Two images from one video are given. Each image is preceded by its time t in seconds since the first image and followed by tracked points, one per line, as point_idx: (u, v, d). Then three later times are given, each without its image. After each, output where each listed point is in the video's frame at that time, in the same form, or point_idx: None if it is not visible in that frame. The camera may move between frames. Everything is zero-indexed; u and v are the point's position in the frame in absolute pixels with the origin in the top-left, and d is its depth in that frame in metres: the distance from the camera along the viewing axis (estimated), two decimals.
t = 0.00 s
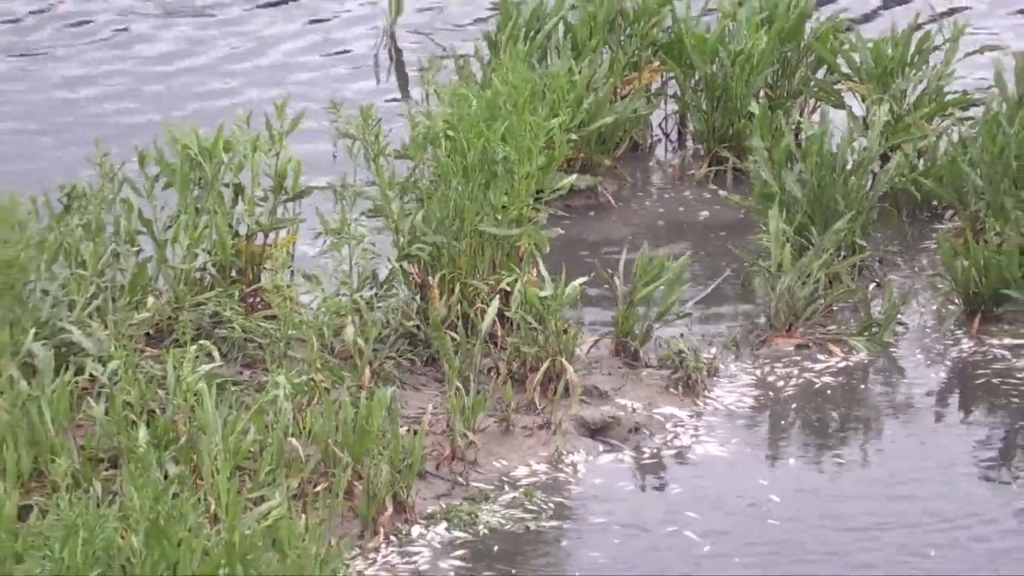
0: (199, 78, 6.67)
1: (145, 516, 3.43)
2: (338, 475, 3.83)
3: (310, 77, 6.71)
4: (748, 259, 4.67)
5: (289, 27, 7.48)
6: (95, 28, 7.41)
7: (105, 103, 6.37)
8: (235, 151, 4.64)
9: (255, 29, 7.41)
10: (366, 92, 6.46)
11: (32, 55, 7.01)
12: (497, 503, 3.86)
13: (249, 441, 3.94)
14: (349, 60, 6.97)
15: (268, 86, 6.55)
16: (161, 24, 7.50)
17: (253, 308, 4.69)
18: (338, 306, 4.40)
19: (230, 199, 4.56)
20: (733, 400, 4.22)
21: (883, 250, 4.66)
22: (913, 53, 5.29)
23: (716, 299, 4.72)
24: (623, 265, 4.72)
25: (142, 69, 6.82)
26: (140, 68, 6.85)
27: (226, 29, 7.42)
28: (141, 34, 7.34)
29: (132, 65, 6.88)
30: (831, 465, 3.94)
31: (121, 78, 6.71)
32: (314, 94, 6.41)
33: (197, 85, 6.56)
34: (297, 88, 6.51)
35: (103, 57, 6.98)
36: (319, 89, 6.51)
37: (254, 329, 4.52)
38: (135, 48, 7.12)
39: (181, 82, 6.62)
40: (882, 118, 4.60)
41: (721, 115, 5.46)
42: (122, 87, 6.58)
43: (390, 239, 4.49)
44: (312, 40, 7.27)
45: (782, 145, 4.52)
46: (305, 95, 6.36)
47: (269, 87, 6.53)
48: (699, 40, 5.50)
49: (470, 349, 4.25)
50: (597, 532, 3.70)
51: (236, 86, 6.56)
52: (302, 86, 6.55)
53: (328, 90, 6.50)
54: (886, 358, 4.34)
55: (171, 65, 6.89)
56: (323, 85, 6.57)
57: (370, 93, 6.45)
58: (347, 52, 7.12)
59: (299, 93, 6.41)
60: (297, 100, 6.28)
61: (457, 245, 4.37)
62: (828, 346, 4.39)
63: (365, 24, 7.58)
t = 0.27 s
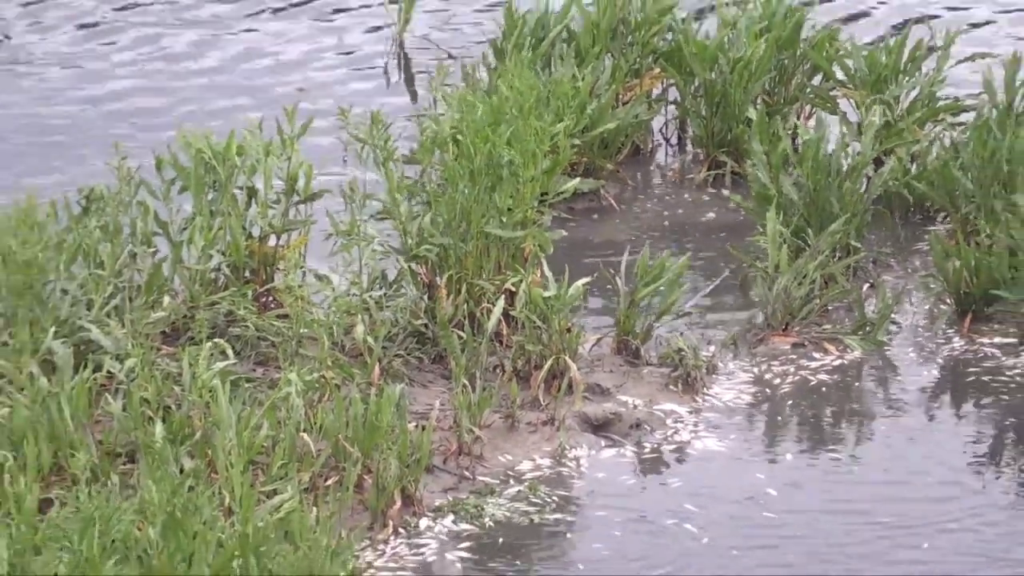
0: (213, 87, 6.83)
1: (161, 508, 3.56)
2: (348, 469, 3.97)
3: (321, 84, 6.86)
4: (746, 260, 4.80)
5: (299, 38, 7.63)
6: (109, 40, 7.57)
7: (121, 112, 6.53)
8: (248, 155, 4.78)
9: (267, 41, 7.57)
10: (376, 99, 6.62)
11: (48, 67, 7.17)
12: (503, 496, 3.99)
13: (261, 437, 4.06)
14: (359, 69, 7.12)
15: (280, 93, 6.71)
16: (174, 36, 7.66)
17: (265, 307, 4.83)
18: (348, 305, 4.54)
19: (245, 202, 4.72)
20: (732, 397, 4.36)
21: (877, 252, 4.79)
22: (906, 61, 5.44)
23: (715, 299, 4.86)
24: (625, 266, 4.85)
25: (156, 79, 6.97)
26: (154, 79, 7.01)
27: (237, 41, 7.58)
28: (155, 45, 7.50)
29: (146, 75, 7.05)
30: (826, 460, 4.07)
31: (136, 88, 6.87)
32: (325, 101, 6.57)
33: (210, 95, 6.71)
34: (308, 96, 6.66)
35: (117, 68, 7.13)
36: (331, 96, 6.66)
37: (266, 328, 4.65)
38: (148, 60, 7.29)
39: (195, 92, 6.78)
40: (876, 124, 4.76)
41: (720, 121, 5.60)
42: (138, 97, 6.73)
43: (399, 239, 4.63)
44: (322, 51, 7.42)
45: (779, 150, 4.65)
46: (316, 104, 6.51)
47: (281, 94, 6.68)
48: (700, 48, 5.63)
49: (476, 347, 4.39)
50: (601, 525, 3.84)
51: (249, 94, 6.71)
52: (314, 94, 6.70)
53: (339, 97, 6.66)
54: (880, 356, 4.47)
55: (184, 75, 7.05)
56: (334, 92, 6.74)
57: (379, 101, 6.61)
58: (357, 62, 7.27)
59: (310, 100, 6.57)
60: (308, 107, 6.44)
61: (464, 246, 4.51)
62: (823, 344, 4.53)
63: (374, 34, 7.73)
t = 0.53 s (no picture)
0: (231, 94, 7.01)
1: (180, 499, 3.72)
2: (361, 463, 4.13)
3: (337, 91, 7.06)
4: (746, 261, 4.97)
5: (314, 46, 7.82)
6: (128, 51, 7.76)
7: (142, 118, 6.70)
8: (265, 159, 4.97)
9: (282, 50, 7.76)
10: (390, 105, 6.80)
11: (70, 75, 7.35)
12: (510, 489, 4.15)
13: (277, 432, 4.23)
14: (372, 77, 7.30)
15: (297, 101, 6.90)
16: (191, 46, 7.84)
17: (282, 306, 5.00)
18: (362, 304, 4.73)
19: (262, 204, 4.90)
20: (732, 394, 4.51)
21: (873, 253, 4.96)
22: (900, 68, 5.64)
23: (716, 299, 5.02)
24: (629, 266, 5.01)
25: (175, 86, 7.15)
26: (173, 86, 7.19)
27: (253, 50, 7.76)
28: (174, 55, 7.68)
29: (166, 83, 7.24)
30: (821, 454, 4.22)
31: (156, 96, 7.05)
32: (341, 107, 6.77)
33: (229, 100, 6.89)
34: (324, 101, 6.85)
35: (137, 77, 7.31)
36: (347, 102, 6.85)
37: (283, 326, 4.82)
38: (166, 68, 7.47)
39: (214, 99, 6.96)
40: (871, 130, 4.94)
41: (720, 127, 5.75)
42: (158, 103, 6.91)
43: (411, 240, 4.82)
44: (336, 58, 7.60)
45: (777, 156, 4.84)
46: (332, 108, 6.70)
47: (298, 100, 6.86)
48: (702, 57, 5.80)
49: (485, 344, 4.57)
50: (606, 517, 3.99)
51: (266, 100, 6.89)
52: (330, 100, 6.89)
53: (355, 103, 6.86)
54: (875, 354, 4.63)
55: (203, 82, 7.23)
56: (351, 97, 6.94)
57: (393, 106, 6.80)
58: (371, 69, 7.45)
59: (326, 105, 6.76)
60: (325, 112, 6.63)
61: (473, 248, 4.69)
62: (820, 343, 4.68)
63: (386, 43, 7.92)
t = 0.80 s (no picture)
0: (251, 104, 7.20)
1: (205, 492, 3.91)
2: (379, 456, 4.29)
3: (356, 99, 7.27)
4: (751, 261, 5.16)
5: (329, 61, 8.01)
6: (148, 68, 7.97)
7: (165, 127, 6.91)
8: (286, 163, 5.15)
9: (299, 64, 7.95)
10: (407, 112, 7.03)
11: (93, 90, 7.54)
12: (523, 481, 4.32)
13: (298, 427, 4.38)
14: (391, 86, 7.53)
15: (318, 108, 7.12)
16: (210, 62, 8.04)
17: (303, 305, 5.18)
18: (379, 304, 4.90)
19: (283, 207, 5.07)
20: (737, 389, 4.68)
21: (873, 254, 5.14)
22: (900, 75, 5.84)
23: (722, 298, 5.20)
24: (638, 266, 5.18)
25: (197, 98, 7.35)
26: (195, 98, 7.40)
27: (272, 65, 7.98)
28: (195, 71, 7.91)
29: (188, 96, 7.46)
30: (824, 447, 4.38)
31: (179, 106, 7.26)
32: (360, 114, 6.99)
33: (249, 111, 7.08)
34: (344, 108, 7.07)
35: (159, 91, 7.53)
36: (366, 111, 7.08)
37: (303, 324, 4.99)
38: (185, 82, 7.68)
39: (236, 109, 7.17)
40: (871, 135, 5.13)
41: (726, 132, 5.92)
42: (180, 115, 7.10)
43: (427, 242, 5.00)
44: (352, 72, 7.79)
45: (782, 159, 5.04)
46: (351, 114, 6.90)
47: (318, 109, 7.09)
48: (709, 64, 5.95)
49: (499, 342, 4.74)
50: (617, 509, 4.15)
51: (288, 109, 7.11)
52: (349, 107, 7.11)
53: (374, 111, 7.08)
54: (875, 350, 4.80)
55: (223, 94, 7.44)
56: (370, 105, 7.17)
57: (410, 113, 7.01)
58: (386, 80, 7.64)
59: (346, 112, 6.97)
60: (344, 119, 6.84)
61: (487, 249, 4.87)
62: (823, 340, 4.85)
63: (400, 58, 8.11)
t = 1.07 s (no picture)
0: (271, 111, 7.37)
1: (230, 482, 4.03)
2: (397, 447, 4.43)
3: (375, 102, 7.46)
4: (759, 257, 5.31)
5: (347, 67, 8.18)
6: (168, 73, 8.14)
7: (188, 133, 7.08)
8: (308, 162, 5.31)
9: (317, 70, 8.12)
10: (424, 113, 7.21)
11: (117, 95, 7.72)
12: (538, 471, 4.47)
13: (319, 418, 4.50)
14: (408, 89, 7.71)
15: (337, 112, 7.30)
16: (230, 68, 8.21)
17: (324, 300, 5.33)
18: (398, 299, 5.05)
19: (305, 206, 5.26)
20: (746, 381, 4.82)
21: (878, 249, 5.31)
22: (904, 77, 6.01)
23: (731, 294, 5.35)
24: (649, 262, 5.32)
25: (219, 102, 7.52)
26: (216, 104, 7.57)
27: (291, 70, 8.16)
28: (215, 76, 8.08)
29: (210, 101, 7.63)
30: (830, 437, 4.52)
31: (201, 112, 7.44)
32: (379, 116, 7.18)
33: (270, 117, 7.25)
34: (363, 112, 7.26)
35: (181, 97, 7.70)
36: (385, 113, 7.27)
37: (324, 319, 5.14)
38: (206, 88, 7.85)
39: (257, 114, 7.35)
40: (875, 134, 5.29)
41: (735, 132, 6.05)
42: (202, 121, 7.27)
43: (444, 239, 5.15)
44: (369, 76, 7.96)
45: (789, 158, 5.20)
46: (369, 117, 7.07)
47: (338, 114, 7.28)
48: (718, 66, 6.08)
49: (514, 336, 4.89)
50: (629, 497, 4.30)
51: (308, 114, 7.29)
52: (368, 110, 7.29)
53: (393, 113, 7.27)
54: (880, 344, 4.94)
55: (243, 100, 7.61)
56: (389, 108, 7.36)
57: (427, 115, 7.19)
58: (403, 84, 7.81)
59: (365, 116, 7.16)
60: (363, 120, 7.02)
61: (503, 245, 5.02)
62: (829, 334, 4.99)
63: (416, 62, 8.28)
